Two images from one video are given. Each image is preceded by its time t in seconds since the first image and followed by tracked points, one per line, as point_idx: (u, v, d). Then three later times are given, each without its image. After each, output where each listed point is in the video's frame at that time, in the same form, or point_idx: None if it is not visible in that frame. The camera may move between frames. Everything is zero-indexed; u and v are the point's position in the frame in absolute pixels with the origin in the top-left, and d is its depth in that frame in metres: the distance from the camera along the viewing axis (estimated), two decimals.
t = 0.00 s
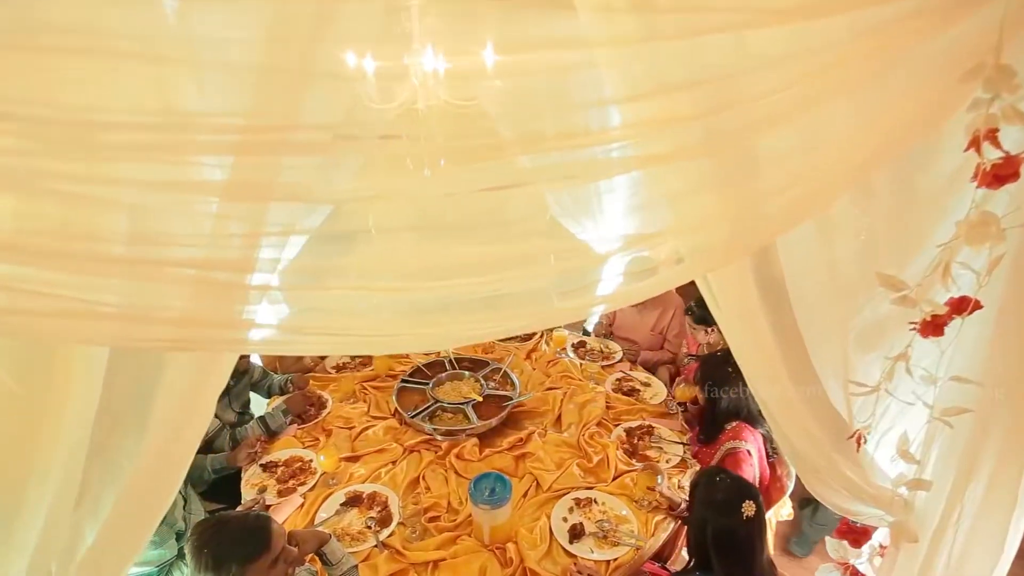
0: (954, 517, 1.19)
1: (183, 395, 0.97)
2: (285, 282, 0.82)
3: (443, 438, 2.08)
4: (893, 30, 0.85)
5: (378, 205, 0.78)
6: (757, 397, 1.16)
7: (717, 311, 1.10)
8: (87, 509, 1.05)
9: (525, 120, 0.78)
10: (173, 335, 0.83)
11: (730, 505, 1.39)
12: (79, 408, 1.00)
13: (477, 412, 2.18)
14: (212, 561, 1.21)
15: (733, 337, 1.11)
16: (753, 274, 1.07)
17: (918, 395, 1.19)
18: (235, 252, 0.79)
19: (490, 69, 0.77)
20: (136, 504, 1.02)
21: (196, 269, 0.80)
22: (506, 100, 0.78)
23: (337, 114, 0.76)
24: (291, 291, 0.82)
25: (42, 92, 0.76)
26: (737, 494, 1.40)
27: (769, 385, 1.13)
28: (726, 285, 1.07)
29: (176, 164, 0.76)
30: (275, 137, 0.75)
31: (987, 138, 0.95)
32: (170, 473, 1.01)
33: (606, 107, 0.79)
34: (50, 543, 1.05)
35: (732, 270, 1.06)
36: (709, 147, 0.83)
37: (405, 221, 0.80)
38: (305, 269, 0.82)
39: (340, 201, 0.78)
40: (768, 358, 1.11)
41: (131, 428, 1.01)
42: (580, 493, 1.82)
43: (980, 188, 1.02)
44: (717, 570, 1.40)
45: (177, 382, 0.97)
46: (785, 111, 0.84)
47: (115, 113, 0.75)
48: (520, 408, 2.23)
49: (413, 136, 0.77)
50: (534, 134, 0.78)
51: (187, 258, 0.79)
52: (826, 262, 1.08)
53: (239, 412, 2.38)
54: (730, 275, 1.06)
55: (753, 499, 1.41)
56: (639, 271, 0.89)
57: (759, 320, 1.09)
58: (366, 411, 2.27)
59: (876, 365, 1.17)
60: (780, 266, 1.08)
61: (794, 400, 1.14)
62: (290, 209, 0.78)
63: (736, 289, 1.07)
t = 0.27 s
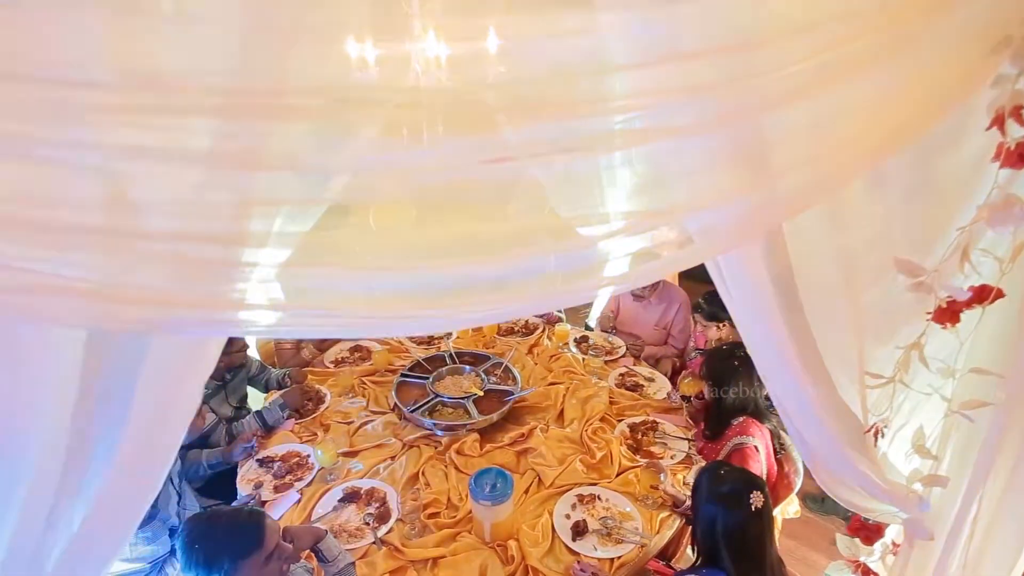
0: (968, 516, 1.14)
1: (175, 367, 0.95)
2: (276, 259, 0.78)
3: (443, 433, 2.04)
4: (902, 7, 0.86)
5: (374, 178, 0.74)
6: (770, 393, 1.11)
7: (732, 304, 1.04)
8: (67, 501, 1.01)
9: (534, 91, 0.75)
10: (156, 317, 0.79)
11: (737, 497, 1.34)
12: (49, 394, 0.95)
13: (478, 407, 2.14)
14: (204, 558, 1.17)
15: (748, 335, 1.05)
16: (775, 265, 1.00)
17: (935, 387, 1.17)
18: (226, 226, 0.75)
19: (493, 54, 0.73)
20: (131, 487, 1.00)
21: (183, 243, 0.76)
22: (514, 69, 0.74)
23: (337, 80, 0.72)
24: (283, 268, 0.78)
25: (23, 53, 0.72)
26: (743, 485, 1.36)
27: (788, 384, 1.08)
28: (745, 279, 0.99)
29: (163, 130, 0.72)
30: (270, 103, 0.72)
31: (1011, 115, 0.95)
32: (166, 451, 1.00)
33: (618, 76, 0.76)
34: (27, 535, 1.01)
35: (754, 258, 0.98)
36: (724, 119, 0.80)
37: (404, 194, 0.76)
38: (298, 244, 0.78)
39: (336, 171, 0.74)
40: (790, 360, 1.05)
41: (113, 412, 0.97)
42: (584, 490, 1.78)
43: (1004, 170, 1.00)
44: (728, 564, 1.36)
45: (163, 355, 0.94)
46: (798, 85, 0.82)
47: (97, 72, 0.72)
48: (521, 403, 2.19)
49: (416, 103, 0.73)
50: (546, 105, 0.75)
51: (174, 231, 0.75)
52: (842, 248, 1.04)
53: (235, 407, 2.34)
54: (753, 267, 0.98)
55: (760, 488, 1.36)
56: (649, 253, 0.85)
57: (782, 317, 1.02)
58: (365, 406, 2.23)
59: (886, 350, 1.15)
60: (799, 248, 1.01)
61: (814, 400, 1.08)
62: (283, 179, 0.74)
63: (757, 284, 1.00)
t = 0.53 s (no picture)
0: (988, 513, 1.10)
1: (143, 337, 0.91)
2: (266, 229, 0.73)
3: (443, 428, 1.99)
4: None
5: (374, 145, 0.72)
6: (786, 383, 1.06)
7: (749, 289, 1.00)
8: (32, 482, 0.96)
9: (539, 58, 0.73)
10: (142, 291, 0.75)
11: (744, 489, 1.30)
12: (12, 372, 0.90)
13: (478, 401, 2.10)
14: (194, 552, 1.13)
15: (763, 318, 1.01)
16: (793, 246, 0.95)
17: (954, 376, 1.14)
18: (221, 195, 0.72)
19: (493, 36, 0.72)
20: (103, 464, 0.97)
21: (172, 210, 0.72)
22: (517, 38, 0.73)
23: (337, 47, 0.71)
24: (275, 240, 0.74)
25: None
26: (750, 477, 1.32)
27: (806, 369, 1.02)
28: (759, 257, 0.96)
29: (143, 83, 0.69)
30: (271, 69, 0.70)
31: None
32: (134, 425, 0.96)
33: (630, 58, 0.75)
34: None
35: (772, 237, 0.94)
36: (730, 87, 0.77)
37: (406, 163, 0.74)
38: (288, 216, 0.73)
39: (339, 143, 0.72)
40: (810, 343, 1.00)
41: (82, 382, 0.93)
42: (587, 485, 1.73)
43: None
44: (735, 561, 1.31)
45: (135, 324, 0.90)
46: (817, 54, 0.79)
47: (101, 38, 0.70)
48: (523, 397, 2.15)
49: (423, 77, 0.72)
50: (553, 74, 0.73)
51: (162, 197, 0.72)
52: (860, 232, 1.01)
53: (232, 399, 2.30)
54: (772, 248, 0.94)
55: (766, 480, 1.32)
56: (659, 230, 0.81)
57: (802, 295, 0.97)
58: (363, 400, 2.20)
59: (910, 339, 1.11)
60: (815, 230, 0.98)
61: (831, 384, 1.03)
62: (274, 141, 0.71)
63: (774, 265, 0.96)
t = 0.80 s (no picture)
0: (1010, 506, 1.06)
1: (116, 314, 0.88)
2: (259, 189, 0.72)
3: (443, 421, 1.94)
4: None
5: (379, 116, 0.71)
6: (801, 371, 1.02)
7: (762, 267, 0.96)
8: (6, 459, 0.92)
9: (539, 18, 0.73)
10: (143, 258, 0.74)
11: (748, 481, 1.23)
12: None
13: (478, 394, 2.05)
14: (181, 546, 1.09)
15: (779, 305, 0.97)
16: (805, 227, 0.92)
17: (973, 364, 1.08)
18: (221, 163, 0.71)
19: (492, 20, 0.73)
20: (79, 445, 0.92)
21: (174, 180, 0.71)
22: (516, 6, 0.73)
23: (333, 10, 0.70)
24: (266, 200, 0.73)
25: None
26: (755, 469, 1.25)
27: (822, 356, 0.98)
28: (773, 237, 0.92)
29: (119, 29, 0.67)
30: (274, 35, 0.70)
31: None
32: (111, 406, 0.92)
33: (636, 28, 0.74)
34: None
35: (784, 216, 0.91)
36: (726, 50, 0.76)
37: (411, 139, 0.73)
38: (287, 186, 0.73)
39: (343, 108, 0.71)
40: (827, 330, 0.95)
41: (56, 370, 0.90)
42: (590, 480, 1.69)
43: None
44: (741, 555, 1.24)
45: (109, 296, 0.87)
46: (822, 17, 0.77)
47: None
48: (524, 390, 2.11)
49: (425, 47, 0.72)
50: (557, 35, 0.73)
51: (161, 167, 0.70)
52: (879, 216, 0.97)
53: (228, 392, 2.26)
54: (788, 228, 0.91)
55: (772, 472, 1.25)
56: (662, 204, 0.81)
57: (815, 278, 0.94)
58: (361, 393, 2.16)
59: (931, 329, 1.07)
60: (833, 210, 0.94)
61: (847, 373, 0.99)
62: (257, 90, 0.69)
63: (790, 246, 0.92)
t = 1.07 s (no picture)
0: None
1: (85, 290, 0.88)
2: (242, 139, 0.73)
3: (442, 414, 1.90)
4: None
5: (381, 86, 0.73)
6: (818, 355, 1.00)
7: (777, 239, 0.97)
8: None
9: None
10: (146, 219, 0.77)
11: (755, 473, 1.19)
12: None
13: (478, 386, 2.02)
14: (169, 539, 1.04)
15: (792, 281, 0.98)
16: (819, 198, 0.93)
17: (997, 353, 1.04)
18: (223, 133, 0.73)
19: None
20: (54, 417, 0.91)
21: (162, 134, 0.72)
22: None
23: None
24: (252, 152, 0.74)
25: None
26: (763, 460, 1.20)
27: (836, 335, 0.97)
28: (781, 207, 0.94)
29: None
30: (278, 9, 0.71)
31: None
32: (92, 374, 0.92)
33: None
34: None
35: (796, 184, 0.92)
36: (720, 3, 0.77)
37: (416, 107, 0.74)
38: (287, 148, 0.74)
39: (331, 56, 0.72)
40: (838, 305, 0.96)
41: (18, 342, 0.89)
42: (593, 474, 1.64)
43: None
44: (749, 550, 1.19)
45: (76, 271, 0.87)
46: None
47: None
48: (525, 383, 2.07)
49: (426, 32, 0.73)
50: None
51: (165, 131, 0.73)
52: (889, 195, 0.95)
53: (225, 384, 2.23)
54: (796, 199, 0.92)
55: (781, 463, 1.21)
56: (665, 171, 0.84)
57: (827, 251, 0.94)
58: (359, 385, 2.12)
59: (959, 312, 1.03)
60: (840, 185, 0.94)
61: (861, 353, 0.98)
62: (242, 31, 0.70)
63: (803, 215, 0.93)
